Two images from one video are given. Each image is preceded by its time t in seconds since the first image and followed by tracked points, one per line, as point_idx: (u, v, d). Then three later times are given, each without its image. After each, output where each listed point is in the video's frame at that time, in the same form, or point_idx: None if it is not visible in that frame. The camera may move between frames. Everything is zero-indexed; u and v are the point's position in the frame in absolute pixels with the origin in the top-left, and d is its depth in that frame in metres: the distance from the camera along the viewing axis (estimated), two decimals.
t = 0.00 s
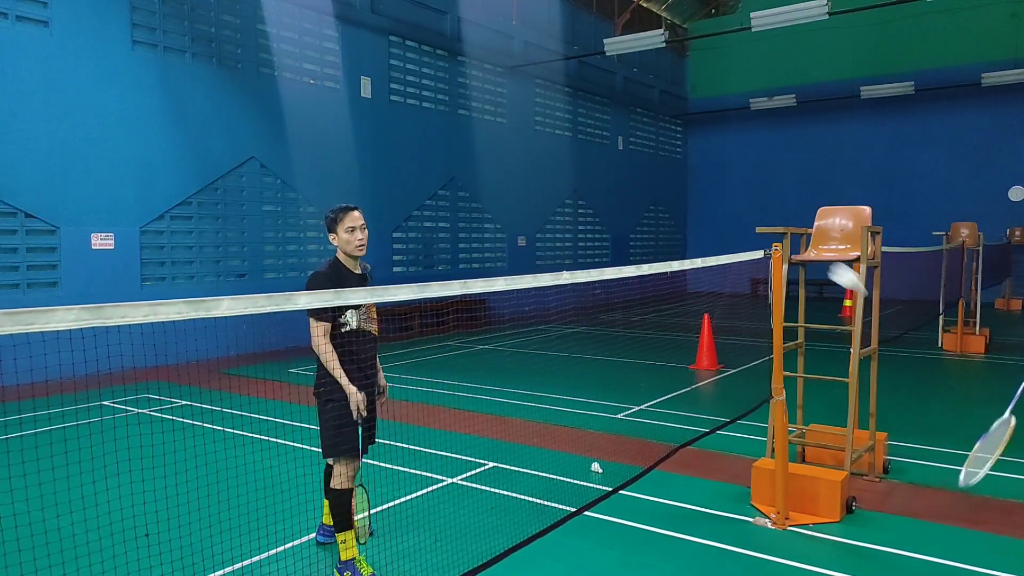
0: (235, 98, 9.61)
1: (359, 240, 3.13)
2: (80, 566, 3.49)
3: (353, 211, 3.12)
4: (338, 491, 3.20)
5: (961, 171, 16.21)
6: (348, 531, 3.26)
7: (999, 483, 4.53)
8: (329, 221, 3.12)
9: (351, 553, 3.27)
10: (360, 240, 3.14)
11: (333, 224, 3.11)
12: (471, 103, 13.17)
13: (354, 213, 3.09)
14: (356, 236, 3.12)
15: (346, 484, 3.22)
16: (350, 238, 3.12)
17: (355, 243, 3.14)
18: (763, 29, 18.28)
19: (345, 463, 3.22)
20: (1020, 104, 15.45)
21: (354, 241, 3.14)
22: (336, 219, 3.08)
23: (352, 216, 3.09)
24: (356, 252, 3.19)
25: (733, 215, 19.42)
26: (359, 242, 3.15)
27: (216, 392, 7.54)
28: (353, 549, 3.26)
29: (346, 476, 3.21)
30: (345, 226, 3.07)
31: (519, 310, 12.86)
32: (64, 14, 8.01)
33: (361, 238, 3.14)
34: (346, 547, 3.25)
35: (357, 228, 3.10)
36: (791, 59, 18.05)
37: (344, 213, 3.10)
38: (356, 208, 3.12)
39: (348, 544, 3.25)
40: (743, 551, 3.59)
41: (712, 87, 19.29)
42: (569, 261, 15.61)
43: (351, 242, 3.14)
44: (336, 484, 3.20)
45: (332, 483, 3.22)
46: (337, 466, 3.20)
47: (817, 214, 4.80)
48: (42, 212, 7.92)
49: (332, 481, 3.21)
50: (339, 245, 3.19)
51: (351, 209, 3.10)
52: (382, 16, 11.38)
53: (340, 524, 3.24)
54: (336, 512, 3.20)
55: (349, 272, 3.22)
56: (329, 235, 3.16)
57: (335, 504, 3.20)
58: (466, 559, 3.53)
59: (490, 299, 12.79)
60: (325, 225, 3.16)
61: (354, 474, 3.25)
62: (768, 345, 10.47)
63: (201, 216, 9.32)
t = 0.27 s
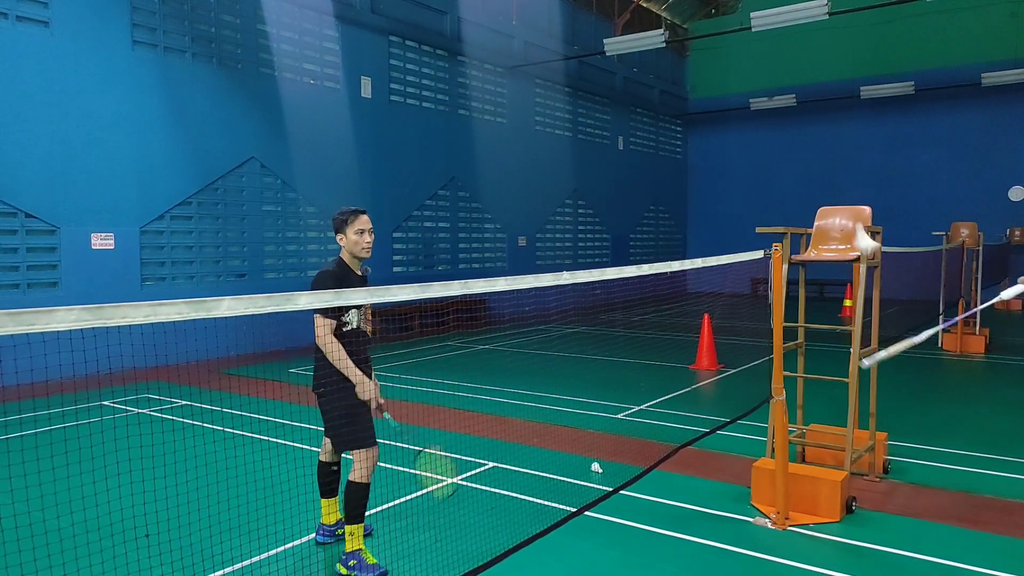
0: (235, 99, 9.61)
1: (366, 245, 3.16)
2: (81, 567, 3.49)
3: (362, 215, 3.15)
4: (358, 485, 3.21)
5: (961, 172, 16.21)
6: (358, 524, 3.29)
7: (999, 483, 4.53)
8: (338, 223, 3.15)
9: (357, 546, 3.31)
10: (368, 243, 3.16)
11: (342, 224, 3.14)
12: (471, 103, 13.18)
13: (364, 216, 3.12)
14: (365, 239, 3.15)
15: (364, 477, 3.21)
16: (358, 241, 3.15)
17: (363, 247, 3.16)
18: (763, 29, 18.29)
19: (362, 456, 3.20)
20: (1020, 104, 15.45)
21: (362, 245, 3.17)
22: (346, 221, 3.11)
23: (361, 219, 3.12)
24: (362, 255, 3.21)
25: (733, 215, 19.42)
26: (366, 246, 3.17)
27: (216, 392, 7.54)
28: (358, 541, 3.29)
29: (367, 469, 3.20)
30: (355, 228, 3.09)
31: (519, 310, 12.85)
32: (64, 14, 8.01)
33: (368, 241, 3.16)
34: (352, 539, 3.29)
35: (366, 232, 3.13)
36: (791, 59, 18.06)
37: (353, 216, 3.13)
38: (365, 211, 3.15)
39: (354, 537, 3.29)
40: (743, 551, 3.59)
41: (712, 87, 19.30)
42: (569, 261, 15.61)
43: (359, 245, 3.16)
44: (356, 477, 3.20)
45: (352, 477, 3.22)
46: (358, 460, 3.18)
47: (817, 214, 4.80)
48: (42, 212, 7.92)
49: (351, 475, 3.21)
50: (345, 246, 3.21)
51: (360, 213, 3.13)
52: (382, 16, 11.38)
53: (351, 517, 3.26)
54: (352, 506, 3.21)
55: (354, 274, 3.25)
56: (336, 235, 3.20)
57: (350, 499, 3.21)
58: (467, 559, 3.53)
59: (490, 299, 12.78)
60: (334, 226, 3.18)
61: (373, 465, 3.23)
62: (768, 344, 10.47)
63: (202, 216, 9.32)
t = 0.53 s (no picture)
0: (234, 99, 9.61)
1: (383, 245, 3.24)
2: (80, 566, 3.49)
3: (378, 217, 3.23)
4: (391, 480, 3.26)
5: (961, 172, 16.21)
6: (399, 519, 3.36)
7: (1000, 483, 4.53)
8: (355, 224, 3.21)
9: (405, 541, 3.39)
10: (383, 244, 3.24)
11: (361, 225, 3.21)
12: (471, 103, 13.18)
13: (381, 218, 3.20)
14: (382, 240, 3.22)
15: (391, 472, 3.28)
16: (376, 242, 3.23)
17: (380, 247, 3.24)
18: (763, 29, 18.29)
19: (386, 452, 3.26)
20: (1020, 104, 15.44)
21: (378, 246, 3.24)
22: (364, 223, 3.19)
23: (379, 220, 3.21)
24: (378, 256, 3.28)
25: (733, 215, 19.41)
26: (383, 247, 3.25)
27: (216, 392, 7.54)
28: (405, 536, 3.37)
29: (394, 463, 3.26)
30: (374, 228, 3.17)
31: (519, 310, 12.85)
32: (64, 14, 8.01)
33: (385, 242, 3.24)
34: (400, 534, 3.37)
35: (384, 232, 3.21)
36: (791, 59, 18.06)
37: (370, 218, 3.20)
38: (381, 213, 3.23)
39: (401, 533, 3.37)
40: (743, 551, 3.59)
41: (712, 87, 19.30)
42: (569, 261, 15.61)
43: (376, 245, 3.24)
44: (386, 474, 3.26)
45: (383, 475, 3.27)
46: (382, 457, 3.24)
47: (817, 214, 4.80)
48: (42, 212, 7.92)
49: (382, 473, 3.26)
50: (362, 246, 3.28)
51: (377, 214, 3.21)
52: (382, 16, 11.38)
53: (390, 515, 3.32)
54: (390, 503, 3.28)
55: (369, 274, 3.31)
56: (353, 237, 3.26)
57: (386, 497, 3.27)
58: (467, 559, 3.53)
59: (490, 299, 12.77)
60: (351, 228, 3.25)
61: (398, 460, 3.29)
62: (768, 344, 10.47)
63: (201, 216, 9.32)
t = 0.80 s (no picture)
0: (235, 99, 9.61)
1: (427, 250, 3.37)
2: (80, 566, 3.49)
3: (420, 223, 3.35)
4: (428, 489, 3.25)
5: (961, 172, 16.21)
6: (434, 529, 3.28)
7: (1000, 483, 4.53)
8: (399, 232, 3.31)
9: (437, 550, 3.29)
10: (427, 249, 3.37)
11: (406, 232, 3.31)
12: (471, 103, 13.18)
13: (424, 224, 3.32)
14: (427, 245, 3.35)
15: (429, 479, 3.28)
16: (420, 248, 3.35)
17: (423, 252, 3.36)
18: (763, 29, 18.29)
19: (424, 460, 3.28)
20: (1021, 104, 15.44)
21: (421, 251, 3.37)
22: (409, 230, 3.30)
23: (424, 227, 3.33)
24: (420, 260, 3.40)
25: (733, 215, 19.42)
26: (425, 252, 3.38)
27: (216, 392, 7.54)
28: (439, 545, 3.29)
29: (430, 472, 3.27)
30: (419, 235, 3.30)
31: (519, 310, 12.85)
32: (64, 14, 8.01)
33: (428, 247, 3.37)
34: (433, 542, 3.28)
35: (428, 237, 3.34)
36: (791, 59, 18.06)
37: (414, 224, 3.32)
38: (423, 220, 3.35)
39: (434, 542, 3.27)
40: (743, 551, 3.59)
41: (712, 87, 19.31)
42: (569, 261, 15.61)
43: (420, 252, 3.36)
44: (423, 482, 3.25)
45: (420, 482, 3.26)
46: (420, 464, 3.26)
47: (817, 214, 4.80)
48: (42, 212, 7.92)
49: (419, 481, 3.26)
50: (404, 253, 3.38)
51: (421, 221, 3.33)
52: (382, 16, 11.38)
53: (425, 524, 3.25)
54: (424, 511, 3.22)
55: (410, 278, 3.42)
56: (396, 244, 3.35)
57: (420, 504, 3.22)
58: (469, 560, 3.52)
59: (490, 299, 12.77)
60: (393, 236, 3.34)
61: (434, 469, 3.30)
62: (768, 345, 10.47)
63: (201, 216, 9.32)
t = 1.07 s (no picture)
0: (235, 99, 9.61)
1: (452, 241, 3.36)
2: (81, 566, 3.49)
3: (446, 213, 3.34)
4: (434, 494, 3.22)
5: (961, 172, 16.21)
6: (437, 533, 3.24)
7: (1000, 483, 4.53)
8: (424, 220, 3.34)
9: (437, 552, 3.27)
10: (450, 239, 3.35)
11: (431, 221, 3.32)
12: (471, 103, 13.18)
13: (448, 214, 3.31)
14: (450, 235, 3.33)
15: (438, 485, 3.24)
16: (444, 237, 3.35)
17: (447, 242, 3.35)
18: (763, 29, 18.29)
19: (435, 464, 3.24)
20: (1021, 104, 15.44)
21: (444, 241, 3.35)
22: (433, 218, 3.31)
23: (449, 217, 3.33)
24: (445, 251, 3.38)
25: (733, 215, 19.42)
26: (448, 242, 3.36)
27: (216, 392, 7.54)
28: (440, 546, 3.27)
29: (439, 478, 3.23)
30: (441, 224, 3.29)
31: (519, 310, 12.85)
32: (64, 14, 8.02)
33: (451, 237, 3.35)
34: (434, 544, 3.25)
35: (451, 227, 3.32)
36: (791, 59, 18.05)
37: (439, 212, 3.33)
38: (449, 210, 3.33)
39: (435, 544, 3.24)
40: (743, 551, 3.59)
41: (712, 87, 19.31)
42: (569, 261, 15.61)
43: (444, 241, 3.35)
44: (431, 485, 3.22)
45: (428, 487, 3.22)
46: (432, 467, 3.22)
47: (817, 214, 4.80)
48: (42, 212, 7.92)
49: (427, 485, 3.22)
50: (430, 243, 3.39)
51: (447, 212, 3.33)
52: (382, 16, 11.39)
53: (429, 526, 3.22)
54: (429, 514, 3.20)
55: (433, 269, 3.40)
56: (421, 233, 3.37)
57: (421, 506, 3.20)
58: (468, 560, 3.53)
59: (490, 299, 12.77)
60: (419, 225, 3.36)
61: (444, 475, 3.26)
62: (768, 345, 10.47)
63: (201, 216, 9.32)
